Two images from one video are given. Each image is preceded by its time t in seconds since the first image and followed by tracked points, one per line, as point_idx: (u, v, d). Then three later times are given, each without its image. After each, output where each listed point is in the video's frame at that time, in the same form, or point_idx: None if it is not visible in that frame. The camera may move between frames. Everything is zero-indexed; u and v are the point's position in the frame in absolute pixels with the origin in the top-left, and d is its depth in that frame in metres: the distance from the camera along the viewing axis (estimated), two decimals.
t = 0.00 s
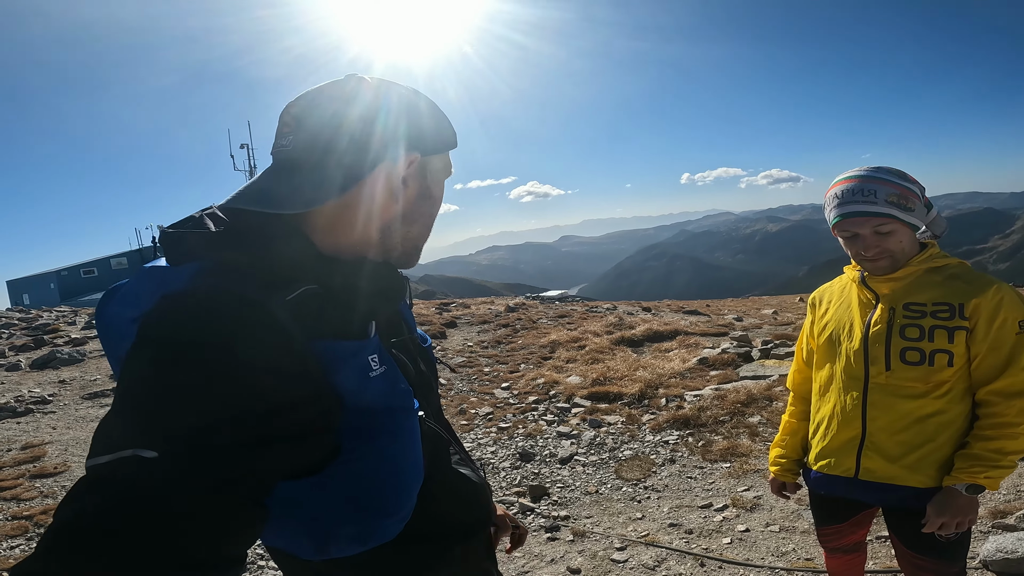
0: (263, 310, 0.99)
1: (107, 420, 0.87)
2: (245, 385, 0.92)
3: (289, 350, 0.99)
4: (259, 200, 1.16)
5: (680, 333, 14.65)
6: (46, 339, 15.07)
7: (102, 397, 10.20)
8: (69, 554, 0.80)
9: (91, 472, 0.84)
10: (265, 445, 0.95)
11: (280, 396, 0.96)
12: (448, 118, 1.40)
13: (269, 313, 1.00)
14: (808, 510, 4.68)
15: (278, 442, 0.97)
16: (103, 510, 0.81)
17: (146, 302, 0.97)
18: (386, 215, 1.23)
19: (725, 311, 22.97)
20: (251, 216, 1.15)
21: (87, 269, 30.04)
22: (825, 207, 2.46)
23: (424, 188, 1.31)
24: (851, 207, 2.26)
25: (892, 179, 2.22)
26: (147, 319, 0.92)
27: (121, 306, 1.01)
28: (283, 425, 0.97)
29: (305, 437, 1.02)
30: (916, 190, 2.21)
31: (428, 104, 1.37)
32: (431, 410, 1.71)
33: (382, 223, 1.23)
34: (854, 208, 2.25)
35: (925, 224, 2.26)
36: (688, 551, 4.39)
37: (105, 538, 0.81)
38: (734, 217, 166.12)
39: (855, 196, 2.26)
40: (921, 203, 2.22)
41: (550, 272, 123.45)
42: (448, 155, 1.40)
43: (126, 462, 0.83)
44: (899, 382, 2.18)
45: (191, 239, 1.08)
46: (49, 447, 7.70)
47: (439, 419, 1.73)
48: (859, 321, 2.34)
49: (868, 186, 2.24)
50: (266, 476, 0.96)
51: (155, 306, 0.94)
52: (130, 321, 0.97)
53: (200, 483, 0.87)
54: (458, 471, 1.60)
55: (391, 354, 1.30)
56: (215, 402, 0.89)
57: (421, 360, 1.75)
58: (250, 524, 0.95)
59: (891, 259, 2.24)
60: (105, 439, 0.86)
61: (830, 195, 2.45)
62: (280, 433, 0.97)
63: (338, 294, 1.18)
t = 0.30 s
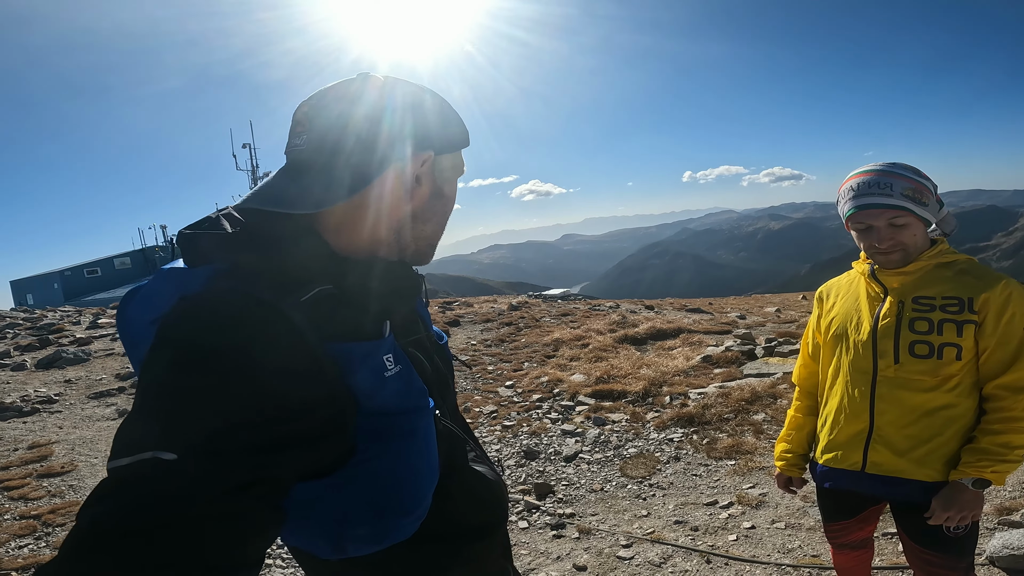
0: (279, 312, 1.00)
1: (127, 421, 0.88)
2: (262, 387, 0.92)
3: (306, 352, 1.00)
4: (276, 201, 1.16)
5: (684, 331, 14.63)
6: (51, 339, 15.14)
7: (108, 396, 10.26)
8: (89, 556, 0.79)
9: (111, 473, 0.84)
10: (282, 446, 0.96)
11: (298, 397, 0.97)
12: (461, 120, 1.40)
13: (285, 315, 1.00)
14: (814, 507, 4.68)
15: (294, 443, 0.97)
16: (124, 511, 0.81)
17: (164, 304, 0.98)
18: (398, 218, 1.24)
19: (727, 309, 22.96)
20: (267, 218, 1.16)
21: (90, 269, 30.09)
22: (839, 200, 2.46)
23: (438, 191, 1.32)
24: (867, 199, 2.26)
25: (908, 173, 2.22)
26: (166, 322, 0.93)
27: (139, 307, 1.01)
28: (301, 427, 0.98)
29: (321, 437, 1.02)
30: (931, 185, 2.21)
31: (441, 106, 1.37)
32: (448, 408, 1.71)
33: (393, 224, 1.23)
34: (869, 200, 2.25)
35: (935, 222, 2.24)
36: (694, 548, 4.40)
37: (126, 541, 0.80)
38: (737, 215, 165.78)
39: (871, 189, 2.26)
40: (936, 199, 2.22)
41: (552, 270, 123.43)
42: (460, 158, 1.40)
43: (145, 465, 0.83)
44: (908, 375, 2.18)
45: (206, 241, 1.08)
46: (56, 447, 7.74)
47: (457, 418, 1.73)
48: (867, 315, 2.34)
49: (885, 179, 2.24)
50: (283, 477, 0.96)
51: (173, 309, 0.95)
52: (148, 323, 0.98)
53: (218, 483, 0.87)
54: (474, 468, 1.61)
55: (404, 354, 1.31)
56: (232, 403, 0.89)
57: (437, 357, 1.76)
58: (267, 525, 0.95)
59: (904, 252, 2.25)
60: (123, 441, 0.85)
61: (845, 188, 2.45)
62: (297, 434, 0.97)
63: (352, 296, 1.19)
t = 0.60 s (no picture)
0: (290, 315, 1.01)
1: (142, 428, 0.89)
2: (274, 390, 0.94)
3: (317, 354, 1.01)
4: (283, 210, 1.18)
5: (686, 330, 14.61)
6: (55, 340, 15.22)
7: (112, 396, 10.32)
8: (112, 555, 0.82)
9: (130, 477, 0.86)
10: (295, 446, 0.97)
11: (309, 399, 0.98)
12: (461, 127, 1.42)
13: (295, 319, 1.02)
14: (815, 506, 4.69)
15: (306, 444, 0.99)
16: (143, 514, 0.83)
17: (174, 311, 0.99)
18: (403, 223, 1.25)
19: (729, 308, 22.95)
20: (274, 226, 1.17)
21: (93, 269, 30.20)
22: (848, 195, 2.47)
23: (440, 198, 1.33)
24: (876, 195, 2.27)
25: (921, 175, 2.23)
26: (177, 330, 0.95)
27: (150, 315, 1.03)
28: (313, 428, 0.99)
29: (333, 437, 1.04)
30: (942, 192, 2.22)
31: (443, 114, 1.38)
32: (452, 410, 1.73)
33: (398, 230, 1.25)
34: (877, 196, 2.26)
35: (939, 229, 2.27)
36: (695, 547, 4.41)
37: (146, 544, 0.82)
38: (739, 213, 165.40)
39: (882, 186, 2.27)
40: (943, 206, 2.24)
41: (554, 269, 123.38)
42: (462, 164, 1.41)
43: (162, 469, 0.85)
44: (907, 375, 2.19)
45: (215, 251, 1.10)
46: (61, 447, 7.79)
47: (461, 420, 1.75)
48: (866, 316, 2.35)
49: (897, 178, 2.25)
50: (296, 477, 0.98)
51: (184, 316, 0.97)
52: (158, 330, 0.99)
53: (234, 485, 0.89)
54: (478, 469, 1.62)
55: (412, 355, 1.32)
56: (245, 406, 0.91)
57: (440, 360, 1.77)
58: (282, 526, 0.97)
59: (902, 251, 2.25)
60: (141, 446, 0.87)
61: (857, 183, 2.46)
62: (309, 435, 0.99)
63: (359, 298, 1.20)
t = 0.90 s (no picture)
0: (263, 319, 0.99)
1: (105, 434, 0.87)
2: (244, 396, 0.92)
3: (292, 358, 1.00)
4: (260, 211, 1.15)
5: (687, 330, 14.56)
6: (56, 341, 15.24)
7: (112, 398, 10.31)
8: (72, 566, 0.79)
9: (91, 484, 0.83)
10: (266, 454, 0.95)
11: (281, 405, 0.96)
12: (445, 127, 1.40)
13: (270, 323, 1.00)
14: (816, 507, 4.66)
15: (278, 451, 0.97)
16: (105, 522, 0.81)
17: (145, 315, 0.97)
18: (386, 224, 1.23)
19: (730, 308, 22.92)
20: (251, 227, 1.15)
21: (94, 270, 30.22)
22: (845, 194, 2.45)
23: (425, 198, 1.32)
24: (875, 193, 2.24)
25: (918, 171, 2.20)
26: (146, 334, 0.92)
27: (120, 319, 1.01)
28: (285, 435, 0.97)
29: (308, 443, 1.02)
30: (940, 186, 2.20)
31: (427, 113, 1.37)
32: (440, 412, 1.72)
33: (379, 233, 1.23)
34: (877, 194, 2.23)
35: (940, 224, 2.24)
36: (695, 548, 4.39)
37: (104, 553, 0.80)
38: (741, 212, 165.06)
39: (880, 183, 2.25)
40: (941, 202, 2.22)
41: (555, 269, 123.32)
42: (445, 164, 1.39)
43: (125, 476, 0.82)
44: (909, 377, 2.16)
45: (190, 252, 1.08)
46: (60, 448, 7.77)
47: (449, 423, 1.74)
48: (867, 317, 2.32)
49: (895, 174, 2.22)
50: (268, 486, 0.96)
51: (154, 319, 0.94)
52: (129, 334, 0.98)
53: (200, 493, 0.86)
54: (467, 473, 1.60)
55: (392, 360, 1.30)
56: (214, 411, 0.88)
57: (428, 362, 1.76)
58: (253, 533, 0.94)
59: (904, 249, 2.22)
60: (103, 452, 0.84)
61: (853, 182, 2.43)
62: (282, 442, 0.97)
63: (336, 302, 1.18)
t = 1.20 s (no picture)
0: (283, 318, 1.01)
1: (132, 432, 0.89)
2: (266, 393, 0.93)
3: (311, 354, 1.02)
4: (276, 212, 1.17)
5: (688, 328, 14.56)
6: (59, 341, 15.28)
7: (115, 398, 10.33)
8: (103, 563, 0.81)
9: (122, 480, 0.85)
10: (288, 450, 0.97)
11: (301, 401, 0.98)
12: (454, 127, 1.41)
13: (290, 322, 1.02)
14: (820, 505, 4.67)
15: (300, 446, 0.99)
16: (134, 516, 0.83)
17: (167, 315, 0.99)
18: (397, 224, 1.25)
19: (731, 306, 22.92)
20: (268, 228, 1.17)
21: (95, 270, 30.22)
22: (841, 199, 2.47)
23: (435, 198, 1.33)
24: (868, 196, 2.26)
25: (909, 172, 2.22)
26: (169, 333, 0.94)
27: (142, 321, 1.02)
28: (307, 430, 0.99)
29: (327, 438, 1.04)
30: (934, 185, 2.20)
31: (436, 114, 1.38)
32: (452, 410, 1.73)
33: (392, 232, 1.25)
34: (871, 198, 2.25)
35: (940, 222, 2.23)
36: (699, 546, 4.41)
37: (136, 548, 0.82)
38: (741, 210, 164.95)
39: (872, 186, 2.26)
40: (938, 199, 2.21)
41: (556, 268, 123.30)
42: (455, 164, 1.41)
43: (154, 472, 0.84)
44: (913, 378, 2.17)
45: (208, 253, 1.09)
46: (65, 449, 7.79)
47: (461, 421, 1.75)
48: (872, 318, 2.33)
49: (886, 177, 2.24)
50: (289, 481, 0.97)
51: (175, 319, 0.96)
52: (151, 334, 1.00)
53: (226, 487, 0.88)
54: (480, 470, 1.62)
55: (406, 356, 1.32)
56: (238, 407, 0.90)
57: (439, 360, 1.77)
58: (276, 528, 0.97)
59: (905, 250, 2.24)
60: (131, 449, 0.87)
61: (847, 187, 2.45)
62: (303, 437, 0.99)
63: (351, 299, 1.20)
